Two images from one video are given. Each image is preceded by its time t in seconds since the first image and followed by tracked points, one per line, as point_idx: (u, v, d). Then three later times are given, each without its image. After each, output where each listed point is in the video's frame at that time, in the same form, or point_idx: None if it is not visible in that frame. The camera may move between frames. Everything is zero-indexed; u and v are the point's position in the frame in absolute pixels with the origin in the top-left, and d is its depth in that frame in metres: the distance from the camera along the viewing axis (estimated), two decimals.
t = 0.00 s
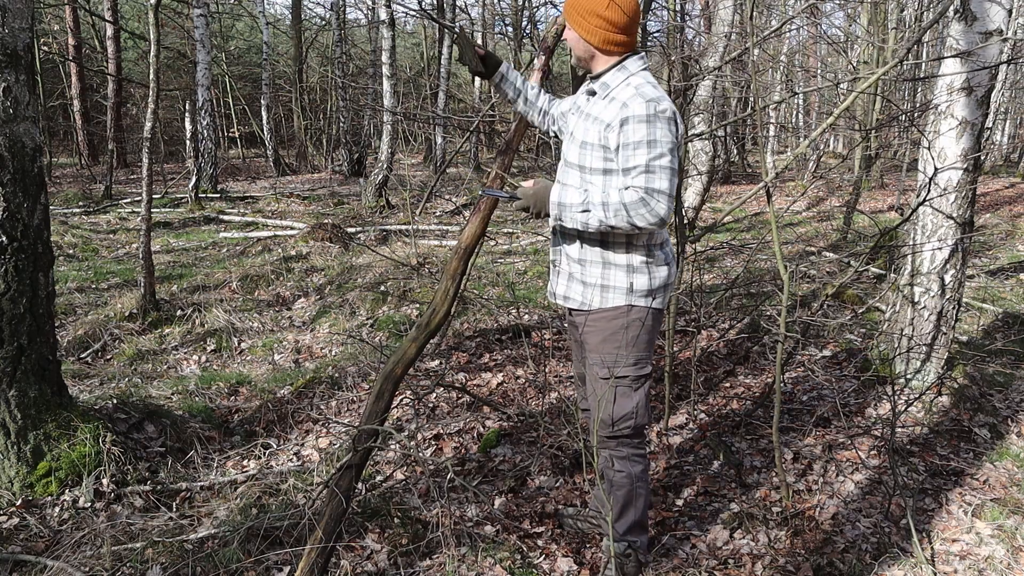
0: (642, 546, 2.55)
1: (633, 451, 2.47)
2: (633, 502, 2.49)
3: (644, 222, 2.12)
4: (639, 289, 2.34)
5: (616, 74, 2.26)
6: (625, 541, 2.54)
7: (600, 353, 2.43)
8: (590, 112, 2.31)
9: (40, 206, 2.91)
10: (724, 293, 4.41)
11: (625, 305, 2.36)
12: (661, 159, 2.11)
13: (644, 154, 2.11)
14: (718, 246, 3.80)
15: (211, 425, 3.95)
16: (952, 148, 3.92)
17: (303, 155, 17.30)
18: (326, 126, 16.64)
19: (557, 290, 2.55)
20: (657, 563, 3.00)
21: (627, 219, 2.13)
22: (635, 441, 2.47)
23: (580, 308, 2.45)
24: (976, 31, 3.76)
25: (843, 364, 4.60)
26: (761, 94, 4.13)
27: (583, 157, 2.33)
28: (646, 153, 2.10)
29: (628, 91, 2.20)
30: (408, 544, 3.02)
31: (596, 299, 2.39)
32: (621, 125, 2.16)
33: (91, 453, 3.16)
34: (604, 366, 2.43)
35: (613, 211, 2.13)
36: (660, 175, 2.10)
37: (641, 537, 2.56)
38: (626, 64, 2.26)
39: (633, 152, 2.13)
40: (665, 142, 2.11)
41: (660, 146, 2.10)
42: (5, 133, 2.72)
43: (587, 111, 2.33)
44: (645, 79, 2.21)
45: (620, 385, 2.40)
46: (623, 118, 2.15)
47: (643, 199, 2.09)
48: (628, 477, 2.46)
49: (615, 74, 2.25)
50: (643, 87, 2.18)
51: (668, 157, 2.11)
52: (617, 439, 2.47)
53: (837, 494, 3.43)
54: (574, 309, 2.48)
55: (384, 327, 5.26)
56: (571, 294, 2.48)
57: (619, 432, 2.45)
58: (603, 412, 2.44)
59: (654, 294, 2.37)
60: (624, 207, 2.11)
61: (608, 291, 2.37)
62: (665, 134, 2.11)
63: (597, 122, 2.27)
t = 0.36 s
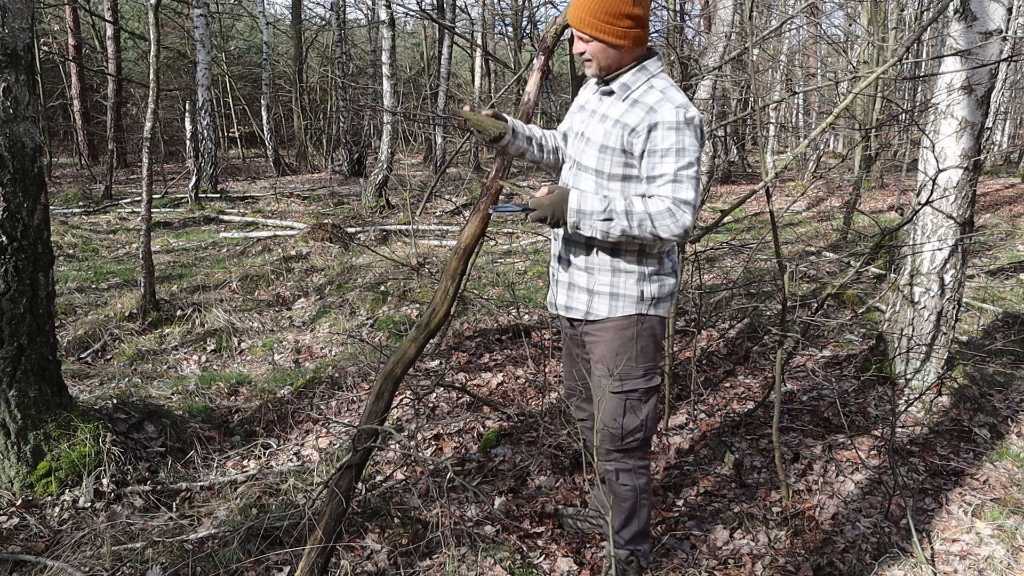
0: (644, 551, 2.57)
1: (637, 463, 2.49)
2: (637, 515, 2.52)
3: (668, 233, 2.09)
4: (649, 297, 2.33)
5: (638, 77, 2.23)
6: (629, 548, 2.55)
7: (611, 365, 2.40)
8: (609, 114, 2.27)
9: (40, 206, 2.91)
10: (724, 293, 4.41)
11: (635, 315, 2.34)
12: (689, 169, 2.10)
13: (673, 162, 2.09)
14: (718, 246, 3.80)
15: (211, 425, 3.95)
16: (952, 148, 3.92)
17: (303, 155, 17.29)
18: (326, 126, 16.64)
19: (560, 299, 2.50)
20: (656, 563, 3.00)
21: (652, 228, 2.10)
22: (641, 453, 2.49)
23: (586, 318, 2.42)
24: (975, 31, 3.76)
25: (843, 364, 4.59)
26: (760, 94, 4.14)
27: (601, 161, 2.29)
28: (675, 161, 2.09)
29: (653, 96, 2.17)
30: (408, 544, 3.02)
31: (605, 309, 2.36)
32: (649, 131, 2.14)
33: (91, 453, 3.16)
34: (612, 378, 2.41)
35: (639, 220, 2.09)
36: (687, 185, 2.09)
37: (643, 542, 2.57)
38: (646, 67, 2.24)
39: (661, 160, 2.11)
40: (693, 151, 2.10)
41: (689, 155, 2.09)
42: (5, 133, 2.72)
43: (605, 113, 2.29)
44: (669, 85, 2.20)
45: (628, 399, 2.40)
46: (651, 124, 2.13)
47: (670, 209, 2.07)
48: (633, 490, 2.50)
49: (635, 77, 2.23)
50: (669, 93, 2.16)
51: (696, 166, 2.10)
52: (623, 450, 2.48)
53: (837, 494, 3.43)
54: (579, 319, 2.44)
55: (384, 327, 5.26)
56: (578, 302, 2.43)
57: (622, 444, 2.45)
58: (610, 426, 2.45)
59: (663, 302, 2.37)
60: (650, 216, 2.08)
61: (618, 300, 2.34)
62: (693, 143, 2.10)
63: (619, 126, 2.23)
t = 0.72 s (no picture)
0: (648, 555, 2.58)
1: (652, 479, 2.44)
2: (646, 526, 2.50)
3: (709, 245, 2.00)
4: (679, 312, 2.28)
5: (656, 78, 2.11)
6: (634, 553, 2.55)
7: (637, 383, 2.32)
8: (630, 120, 2.13)
9: (40, 206, 2.91)
10: (725, 293, 4.41)
11: (666, 330, 2.28)
12: (724, 175, 2.00)
13: (708, 170, 1.99)
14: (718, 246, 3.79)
15: (211, 425, 3.95)
16: (952, 148, 3.91)
17: (303, 155, 17.29)
18: (326, 126, 16.63)
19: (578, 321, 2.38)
20: (657, 563, 3.00)
21: (693, 242, 1.99)
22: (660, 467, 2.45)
23: (611, 339, 2.33)
24: (976, 31, 3.75)
25: (843, 364, 4.59)
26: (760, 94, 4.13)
27: (625, 172, 2.15)
28: (710, 168, 1.99)
29: (678, 98, 2.05)
30: (408, 543, 3.03)
31: (634, 328, 2.28)
32: (680, 137, 2.02)
33: (91, 453, 3.16)
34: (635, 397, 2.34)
35: (679, 236, 1.99)
36: (724, 192, 2.00)
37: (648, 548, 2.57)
38: (662, 67, 2.13)
39: (695, 168, 2.00)
40: (726, 156, 2.01)
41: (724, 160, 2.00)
42: (5, 133, 2.72)
43: (624, 118, 2.15)
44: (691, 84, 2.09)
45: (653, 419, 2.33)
46: (682, 129, 2.01)
47: (711, 221, 1.98)
48: (646, 502, 2.47)
49: (655, 79, 2.10)
50: (694, 92, 2.04)
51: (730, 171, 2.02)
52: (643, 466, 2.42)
53: (838, 494, 3.43)
54: (602, 340, 2.35)
55: (384, 327, 5.25)
56: (602, 323, 2.34)
57: (638, 462, 2.38)
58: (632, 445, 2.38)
59: (687, 314, 2.33)
60: (691, 229, 1.98)
61: (648, 317, 2.27)
62: (725, 146, 2.01)
63: (644, 134, 2.10)
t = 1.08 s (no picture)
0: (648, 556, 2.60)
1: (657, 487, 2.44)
2: (648, 530, 2.52)
3: (720, 247, 1.96)
4: (684, 321, 2.27)
5: (645, 77, 1.99)
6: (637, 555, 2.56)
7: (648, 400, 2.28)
8: (624, 125, 2.01)
9: (40, 206, 2.91)
10: (725, 293, 4.41)
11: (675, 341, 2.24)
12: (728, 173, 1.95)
13: (714, 170, 1.92)
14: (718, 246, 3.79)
15: (211, 425, 3.95)
16: (953, 148, 3.91)
17: (303, 154, 17.30)
18: (326, 126, 16.62)
19: (585, 342, 2.26)
20: (656, 564, 3.00)
21: (706, 247, 1.94)
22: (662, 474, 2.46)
23: (622, 357, 2.23)
24: (976, 31, 3.75)
25: (843, 364, 4.59)
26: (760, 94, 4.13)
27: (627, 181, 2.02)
28: (716, 169, 1.91)
29: (672, 97, 1.95)
30: (408, 543, 3.04)
31: (648, 345, 2.21)
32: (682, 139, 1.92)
33: (91, 453, 3.16)
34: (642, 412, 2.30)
35: (692, 244, 1.92)
36: (729, 191, 1.95)
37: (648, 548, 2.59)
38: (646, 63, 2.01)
39: (701, 169, 1.92)
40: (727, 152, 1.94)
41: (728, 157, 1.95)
42: (5, 133, 2.72)
43: (617, 123, 2.02)
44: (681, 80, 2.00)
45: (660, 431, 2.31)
46: (684, 129, 1.91)
47: (721, 223, 1.94)
48: (652, 509, 2.47)
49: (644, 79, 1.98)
50: (687, 89, 1.95)
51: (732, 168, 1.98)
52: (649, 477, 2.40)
53: (838, 494, 3.43)
54: (613, 360, 2.25)
55: (384, 327, 5.25)
56: (609, 341, 2.24)
57: (648, 475, 2.35)
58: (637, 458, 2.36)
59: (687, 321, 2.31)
60: (703, 234, 1.92)
61: (659, 332, 2.21)
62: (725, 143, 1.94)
63: (643, 138, 1.97)
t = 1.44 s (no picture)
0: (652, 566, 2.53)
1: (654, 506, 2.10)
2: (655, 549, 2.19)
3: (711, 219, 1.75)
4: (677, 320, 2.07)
5: (598, 53, 1.83)
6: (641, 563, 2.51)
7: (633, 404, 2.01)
8: (586, 104, 1.79)
9: (40, 206, 2.91)
10: (725, 294, 4.41)
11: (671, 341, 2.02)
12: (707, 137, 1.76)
13: (691, 134, 1.72)
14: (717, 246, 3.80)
15: (211, 425, 3.95)
16: (952, 148, 3.91)
17: (303, 154, 17.31)
18: (326, 126, 16.62)
19: (571, 356, 2.07)
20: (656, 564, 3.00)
21: (697, 220, 1.72)
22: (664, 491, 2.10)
23: (614, 366, 2.02)
24: (976, 31, 3.75)
25: (843, 364, 4.60)
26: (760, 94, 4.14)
27: (600, 163, 1.78)
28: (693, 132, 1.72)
29: (631, 66, 1.77)
30: (408, 543, 3.05)
31: (641, 348, 1.99)
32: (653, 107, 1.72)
33: (91, 453, 3.16)
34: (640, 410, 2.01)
35: (683, 221, 1.70)
36: (712, 156, 1.76)
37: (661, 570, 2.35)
38: (597, 40, 1.85)
39: (677, 136, 1.71)
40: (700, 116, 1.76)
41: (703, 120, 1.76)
42: (5, 133, 2.72)
43: (578, 103, 1.81)
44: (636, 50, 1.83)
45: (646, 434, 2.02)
46: (652, 94, 1.71)
47: (709, 191, 1.73)
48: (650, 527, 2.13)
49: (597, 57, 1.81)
50: (645, 57, 1.77)
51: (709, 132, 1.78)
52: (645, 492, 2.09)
53: (837, 494, 3.44)
54: (606, 371, 2.03)
55: (384, 327, 5.25)
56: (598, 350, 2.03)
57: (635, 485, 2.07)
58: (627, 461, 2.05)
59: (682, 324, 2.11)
60: (691, 206, 1.70)
61: (652, 332, 2.00)
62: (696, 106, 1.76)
63: (609, 113, 1.75)
